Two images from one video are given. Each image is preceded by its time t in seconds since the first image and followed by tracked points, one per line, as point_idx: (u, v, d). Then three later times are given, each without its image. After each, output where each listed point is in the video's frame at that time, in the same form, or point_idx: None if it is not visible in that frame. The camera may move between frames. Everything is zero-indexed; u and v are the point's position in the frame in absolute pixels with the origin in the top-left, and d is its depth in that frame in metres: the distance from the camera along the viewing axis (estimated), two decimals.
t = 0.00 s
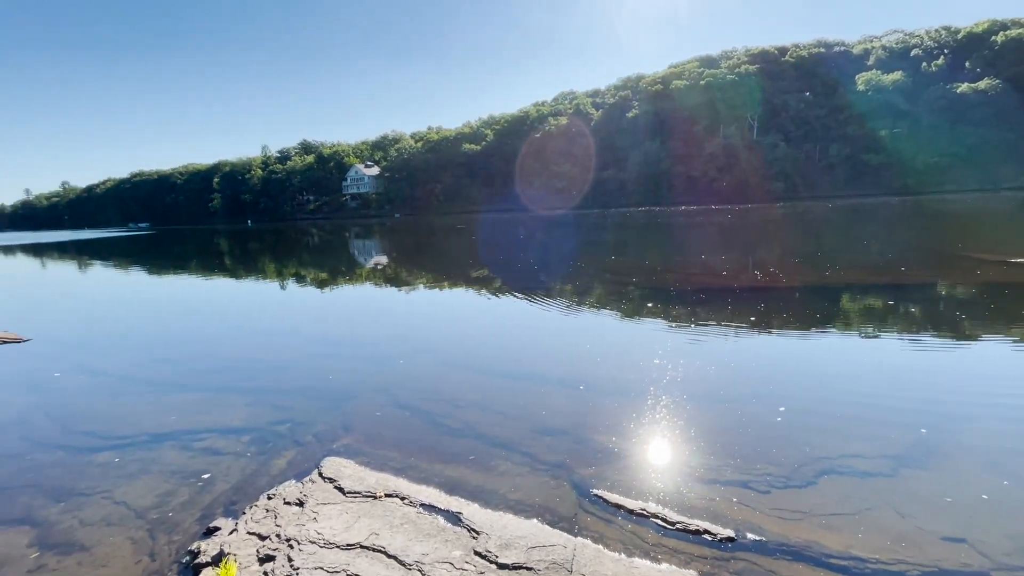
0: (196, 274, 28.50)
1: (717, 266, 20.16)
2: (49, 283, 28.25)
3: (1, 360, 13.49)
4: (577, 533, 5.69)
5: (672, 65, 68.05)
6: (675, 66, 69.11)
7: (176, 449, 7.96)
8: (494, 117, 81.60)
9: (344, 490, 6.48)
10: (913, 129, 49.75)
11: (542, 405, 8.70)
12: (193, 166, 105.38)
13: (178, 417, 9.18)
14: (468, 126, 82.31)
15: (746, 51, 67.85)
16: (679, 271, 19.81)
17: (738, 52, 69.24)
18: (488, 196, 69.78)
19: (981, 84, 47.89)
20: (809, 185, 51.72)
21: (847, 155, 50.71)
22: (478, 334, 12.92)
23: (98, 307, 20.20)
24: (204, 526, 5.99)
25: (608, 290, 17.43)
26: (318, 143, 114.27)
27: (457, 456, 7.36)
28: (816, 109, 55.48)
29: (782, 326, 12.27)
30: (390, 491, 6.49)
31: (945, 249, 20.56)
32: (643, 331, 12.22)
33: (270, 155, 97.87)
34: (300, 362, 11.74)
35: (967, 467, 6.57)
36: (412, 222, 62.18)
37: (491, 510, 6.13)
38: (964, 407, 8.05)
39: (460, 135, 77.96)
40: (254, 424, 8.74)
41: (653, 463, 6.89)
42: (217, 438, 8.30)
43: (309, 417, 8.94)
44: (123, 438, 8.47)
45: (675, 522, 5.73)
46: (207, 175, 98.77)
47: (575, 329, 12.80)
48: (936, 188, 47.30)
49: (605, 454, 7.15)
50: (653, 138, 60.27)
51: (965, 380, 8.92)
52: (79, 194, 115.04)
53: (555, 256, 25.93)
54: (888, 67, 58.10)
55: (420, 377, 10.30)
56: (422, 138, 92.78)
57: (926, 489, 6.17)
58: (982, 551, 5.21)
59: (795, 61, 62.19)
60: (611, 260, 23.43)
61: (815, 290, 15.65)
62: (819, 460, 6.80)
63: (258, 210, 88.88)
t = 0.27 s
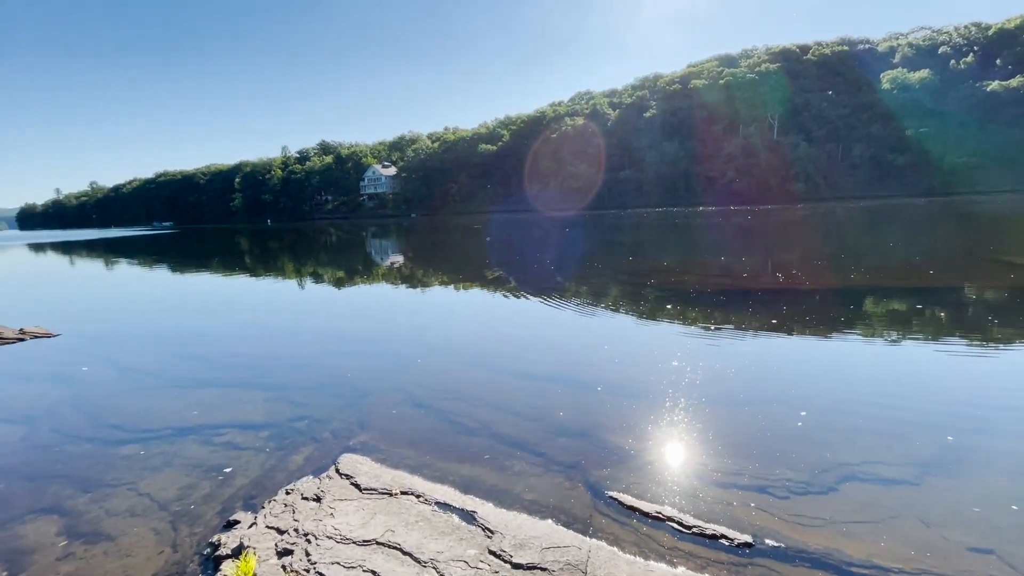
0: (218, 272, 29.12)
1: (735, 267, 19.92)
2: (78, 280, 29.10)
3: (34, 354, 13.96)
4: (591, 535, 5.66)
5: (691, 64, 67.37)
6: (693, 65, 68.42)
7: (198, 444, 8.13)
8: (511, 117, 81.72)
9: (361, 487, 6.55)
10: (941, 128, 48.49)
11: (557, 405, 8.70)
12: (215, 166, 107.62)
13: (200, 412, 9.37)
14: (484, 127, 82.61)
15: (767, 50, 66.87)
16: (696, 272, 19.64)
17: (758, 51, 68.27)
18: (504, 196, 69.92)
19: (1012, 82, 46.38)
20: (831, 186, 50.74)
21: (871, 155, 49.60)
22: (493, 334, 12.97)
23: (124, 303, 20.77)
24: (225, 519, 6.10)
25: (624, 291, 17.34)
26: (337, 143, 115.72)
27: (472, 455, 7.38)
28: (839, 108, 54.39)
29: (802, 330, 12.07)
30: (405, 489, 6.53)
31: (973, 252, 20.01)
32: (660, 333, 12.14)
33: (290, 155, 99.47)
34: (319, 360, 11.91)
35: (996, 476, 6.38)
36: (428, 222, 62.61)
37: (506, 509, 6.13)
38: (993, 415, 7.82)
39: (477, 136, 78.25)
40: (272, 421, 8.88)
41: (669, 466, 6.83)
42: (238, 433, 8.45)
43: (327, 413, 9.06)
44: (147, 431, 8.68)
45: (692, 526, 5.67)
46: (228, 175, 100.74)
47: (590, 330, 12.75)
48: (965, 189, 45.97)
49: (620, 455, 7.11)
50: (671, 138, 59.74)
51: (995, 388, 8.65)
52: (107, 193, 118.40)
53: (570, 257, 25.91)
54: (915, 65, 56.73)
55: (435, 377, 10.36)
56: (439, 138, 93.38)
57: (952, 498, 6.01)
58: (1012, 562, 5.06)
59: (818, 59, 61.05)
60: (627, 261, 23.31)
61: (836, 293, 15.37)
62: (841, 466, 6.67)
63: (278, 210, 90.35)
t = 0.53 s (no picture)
0: (238, 270, 29.70)
1: (754, 269, 19.66)
2: (105, 277, 29.93)
3: (63, 348, 14.38)
4: (606, 537, 5.64)
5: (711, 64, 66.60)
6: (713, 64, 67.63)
7: (219, 439, 8.30)
8: (528, 117, 81.72)
9: (377, 484, 6.61)
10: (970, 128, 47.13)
11: (573, 406, 8.69)
12: (237, 166, 109.72)
13: (221, 408, 9.56)
14: (501, 127, 82.78)
15: (789, 48, 65.78)
16: (713, 274, 19.43)
17: (780, 49, 67.18)
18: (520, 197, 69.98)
19: None
20: (854, 187, 49.71)
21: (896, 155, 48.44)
22: (508, 334, 13.00)
23: (149, 300, 21.32)
24: (245, 513, 6.22)
25: (640, 292, 17.25)
26: (355, 144, 117.01)
27: (486, 455, 7.41)
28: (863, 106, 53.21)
29: (823, 333, 11.85)
30: (421, 487, 6.57)
31: (1003, 255, 19.43)
32: (678, 335, 12.03)
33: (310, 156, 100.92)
34: (336, 357, 12.06)
35: None
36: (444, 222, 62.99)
37: (520, 509, 6.13)
38: None
39: (493, 136, 78.46)
40: (291, 417, 9.03)
41: (686, 469, 6.76)
42: (258, 428, 8.61)
43: (345, 411, 9.18)
44: (171, 425, 8.89)
45: (708, 530, 5.61)
46: (249, 175, 102.54)
47: (607, 332, 12.69)
48: (995, 190, 44.62)
49: (636, 457, 7.07)
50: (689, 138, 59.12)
51: None
52: (132, 193, 121.49)
53: (586, 257, 25.84)
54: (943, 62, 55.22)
55: (451, 376, 10.42)
56: (456, 138, 93.85)
57: (980, 508, 5.85)
58: None
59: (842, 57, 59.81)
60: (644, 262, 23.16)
61: (859, 296, 15.06)
62: (863, 473, 6.53)
63: (298, 209, 91.71)
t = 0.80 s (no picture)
0: (256, 269, 30.18)
1: (771, 271, 19.42)
2: (128, 275, 30.65)
3: (88, 343, 14.77)
4: (619, 538, 5.61)
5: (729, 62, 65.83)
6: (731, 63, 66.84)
7: (237, 433, 8.45)
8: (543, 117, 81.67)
9: (391, 481, 6.66)
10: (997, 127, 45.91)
11: (586, 407, 8.68)
12: (256, 166, 111.59)
13: (240, 403, 9.74)
14: (516, 127, 82.86)
15: (809, 46, 64.74)
16: (729, 275, 19.22)
17: (800, 47, 66.17)
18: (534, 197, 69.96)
19: None
20: (875, 187, 48.77)
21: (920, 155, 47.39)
22: (523, 334, 13.03)
23: (171, 297, 21.83)
24: (263, 507, 6.32)
25: (655, 293, 17.15)
26: (371, 144, 118.19)
27: (499, 454, 7.43)
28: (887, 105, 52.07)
29: (842, 336, 11.68)
30: (435, 485, 6.60)
31: None
32: (694, 337, 11.94)
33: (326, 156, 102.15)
34: (351, 355, 12.20)
35: None
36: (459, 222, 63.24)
37: (534, 509, 6.14)
38: None
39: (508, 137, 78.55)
40: (307, 413, 9.15)
41: (700, 472, 6.70)
42: (276, 424, 8.75)
43: (360, 408, 9.28)
44: (192, 419, 9.08)
45: (723, 534, 5.56)
46: (268, 175, 104.16)
47: (622, 333, 12.64)
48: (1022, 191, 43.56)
49: (650, 459, 7.04)
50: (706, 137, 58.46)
51: None
52: (155, 192, 124.24)
53: (600, 258, 25.76)
54: (970, 60, 53.86)
55: (465, 375, 10.47)
56: (471, 139, 94.16)
57: (1005, 518, 5.70)
58: None
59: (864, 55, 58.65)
60: (658, 263, 23.01)
61: (879, 298, 14.80)
62: (883, 480, 6.41)
63: (314, 209, 92.85)
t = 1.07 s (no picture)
0: (276, 267, 30.72)
1: (792, 273, 19.10)
2: (154, 272, 31.46)
3: (116, 338, 15.21)
4: (636, 540, 5.58)
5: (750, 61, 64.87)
6: (752, 62, 65.86)
7: (258, 428, 8.61)
8: (560, 118, 81.51)
9: (409, 477, 6.72)
10: None
11: (603, 408, 8.65)
12: (277, 167, 113.54)
13: (261, 398, 9.94)
14: (533, 127, 82.86)
15: (833, 44, 63.45)
16: (749, 277, 18.96)
17: (824, 45, 64.89)
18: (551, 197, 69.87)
19: None
20: (901, 188, 47.58)
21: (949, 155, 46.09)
22: (539, 335, 13.06)
23: (194, 294, 22.37)
24: (283, 501, 6.43)
25: (672, 294, 17.01)
26: (389, 144, 119.31)
27: (516, 453, 7.45)
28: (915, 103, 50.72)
29: (865, 341, 11.44)
30: (452, 482, 6.64)
31: None
32: (714, 339, 11.81)
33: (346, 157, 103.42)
34: (369, 353, 12.36)
35: None
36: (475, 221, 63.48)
37: (550, 509, 6.13)
38: None
39: (525, 137, 78.56)
40: (326, 409, 9.29)
41: (718, 476, 6.63)
42: (296, 419, 8.91)
43: (378, 405, 9.40)
44: (214, 414, 9.28)
45: (741, 538, 5.49)
46: (288, 175, 105.82)
47: (640, 334, 12.56)
48: None
49: (667, 462, 6.97)
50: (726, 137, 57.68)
51: None
52: (179, 191, 127.15)
53: (617, 259, 25.62)
54: (1003, 57, 52.17)
55: (482, 374, 10.52)
56: (488, 139, 94.43)
57: None
58: None
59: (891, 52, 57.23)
60: (676, 264, 22.82)
61: (905, 302, 14.45)
62: (908, 487, 6.26)
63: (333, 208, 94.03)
